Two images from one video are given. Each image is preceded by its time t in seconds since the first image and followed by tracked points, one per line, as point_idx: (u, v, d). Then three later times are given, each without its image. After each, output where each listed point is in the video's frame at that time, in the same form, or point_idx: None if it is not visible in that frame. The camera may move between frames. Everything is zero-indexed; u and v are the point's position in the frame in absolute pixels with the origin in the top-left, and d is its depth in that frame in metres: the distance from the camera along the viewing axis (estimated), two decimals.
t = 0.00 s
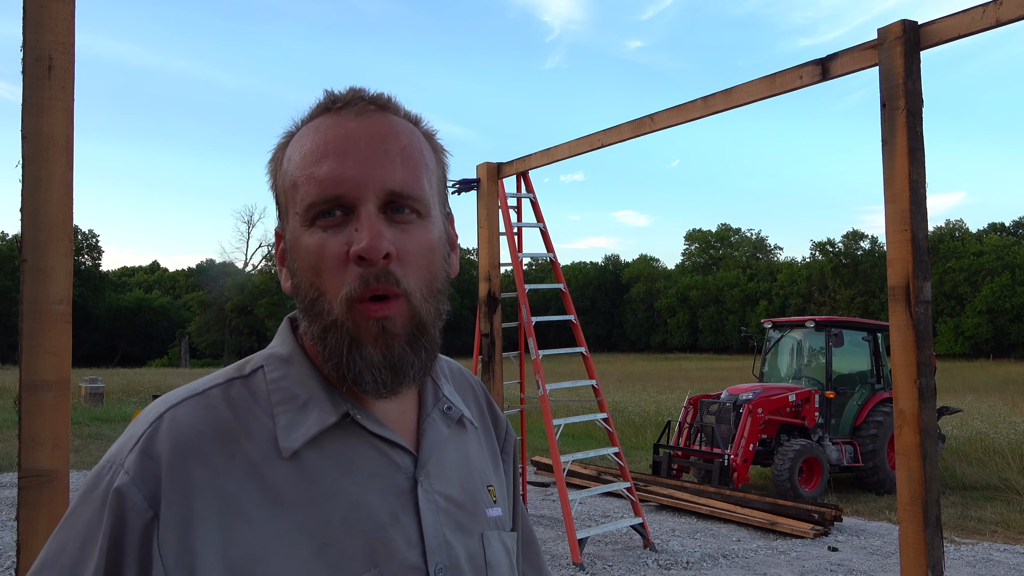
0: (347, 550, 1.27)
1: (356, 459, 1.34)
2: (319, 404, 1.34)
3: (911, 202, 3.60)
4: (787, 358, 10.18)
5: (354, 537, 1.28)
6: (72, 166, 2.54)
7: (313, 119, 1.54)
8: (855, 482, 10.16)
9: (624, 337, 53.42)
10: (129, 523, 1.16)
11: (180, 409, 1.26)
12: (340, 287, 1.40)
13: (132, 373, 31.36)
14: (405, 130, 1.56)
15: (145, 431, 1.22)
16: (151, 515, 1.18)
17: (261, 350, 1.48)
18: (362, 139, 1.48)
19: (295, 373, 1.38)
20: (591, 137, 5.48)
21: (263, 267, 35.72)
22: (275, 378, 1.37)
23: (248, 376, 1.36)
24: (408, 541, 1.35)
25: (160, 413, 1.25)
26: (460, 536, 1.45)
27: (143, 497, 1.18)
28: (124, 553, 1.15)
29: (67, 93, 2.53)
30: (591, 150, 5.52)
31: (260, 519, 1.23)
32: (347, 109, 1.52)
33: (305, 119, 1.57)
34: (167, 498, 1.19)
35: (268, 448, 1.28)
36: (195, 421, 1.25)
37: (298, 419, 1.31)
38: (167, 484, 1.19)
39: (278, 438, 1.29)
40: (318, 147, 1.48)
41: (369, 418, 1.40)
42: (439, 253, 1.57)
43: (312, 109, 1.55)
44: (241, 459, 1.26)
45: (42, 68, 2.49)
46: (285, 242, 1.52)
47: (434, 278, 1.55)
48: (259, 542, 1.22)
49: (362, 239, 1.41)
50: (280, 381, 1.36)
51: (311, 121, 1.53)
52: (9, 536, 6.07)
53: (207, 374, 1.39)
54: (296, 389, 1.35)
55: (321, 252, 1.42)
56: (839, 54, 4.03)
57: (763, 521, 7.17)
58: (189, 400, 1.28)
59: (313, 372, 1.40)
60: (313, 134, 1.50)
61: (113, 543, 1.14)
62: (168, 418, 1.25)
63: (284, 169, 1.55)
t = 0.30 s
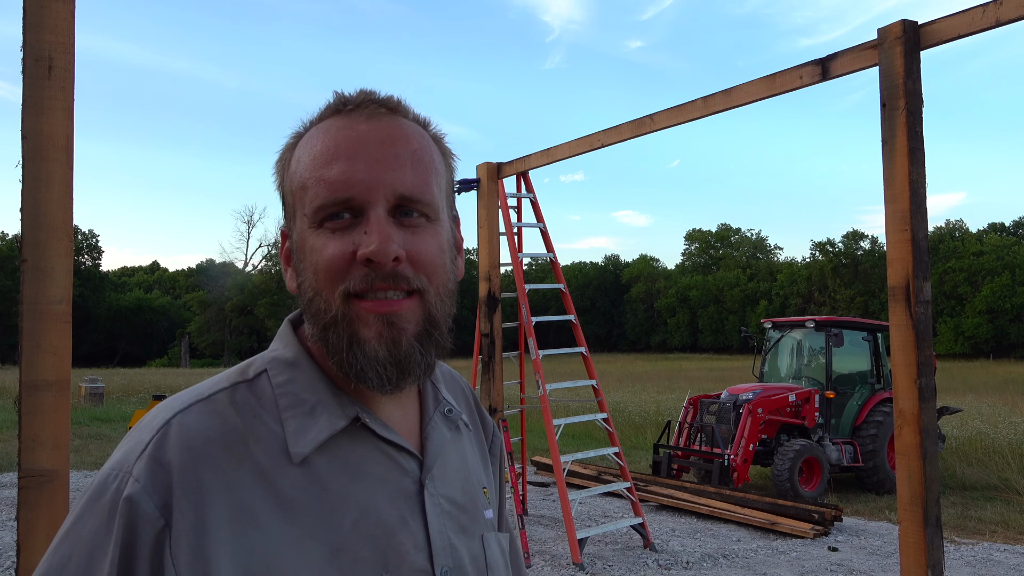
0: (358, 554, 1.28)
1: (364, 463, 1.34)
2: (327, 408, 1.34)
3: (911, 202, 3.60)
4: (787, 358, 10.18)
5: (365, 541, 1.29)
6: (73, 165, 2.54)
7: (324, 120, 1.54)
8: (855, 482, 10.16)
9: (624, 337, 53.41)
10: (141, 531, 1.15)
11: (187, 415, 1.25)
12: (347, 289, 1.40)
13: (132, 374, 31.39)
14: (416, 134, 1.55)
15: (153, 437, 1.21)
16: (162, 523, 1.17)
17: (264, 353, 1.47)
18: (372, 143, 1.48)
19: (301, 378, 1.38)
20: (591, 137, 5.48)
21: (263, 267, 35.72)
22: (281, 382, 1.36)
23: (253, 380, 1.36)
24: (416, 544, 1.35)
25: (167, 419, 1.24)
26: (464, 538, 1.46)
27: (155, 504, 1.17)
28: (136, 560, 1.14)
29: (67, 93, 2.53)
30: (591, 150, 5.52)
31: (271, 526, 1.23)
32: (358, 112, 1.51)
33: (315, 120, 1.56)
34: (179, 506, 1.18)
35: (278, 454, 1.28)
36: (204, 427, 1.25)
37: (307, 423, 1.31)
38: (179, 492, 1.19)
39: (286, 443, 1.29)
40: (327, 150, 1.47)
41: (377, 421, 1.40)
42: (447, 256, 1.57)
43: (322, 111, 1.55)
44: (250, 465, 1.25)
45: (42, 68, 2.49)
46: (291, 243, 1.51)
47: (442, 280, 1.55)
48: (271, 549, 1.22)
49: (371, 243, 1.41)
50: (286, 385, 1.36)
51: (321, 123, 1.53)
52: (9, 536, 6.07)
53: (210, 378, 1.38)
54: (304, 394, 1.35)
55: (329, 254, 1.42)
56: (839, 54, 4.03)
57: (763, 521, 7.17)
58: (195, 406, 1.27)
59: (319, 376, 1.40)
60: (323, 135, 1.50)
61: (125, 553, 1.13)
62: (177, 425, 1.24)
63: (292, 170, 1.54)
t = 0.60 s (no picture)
0: (356, 554, 1.28)
1: (362, 462, 1.34)
2: (326, 406, 1.34)
3: (911, 202, 3.60)
4: (787, 358, 10.18)
5: (362, 541, 1.29)
6: (72, 165, 2.54)
7: (317, 114, 1.54)
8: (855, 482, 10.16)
9: (624, 337, 53.41)
10: (136, 531, 1.15)
11: (184, 414, 1.25)
12: (346, 279, 1.40)
13: (133, 374, 31.42)
14: (410, 126, 1.56)
15: (149, 437, 1.21)
16: (158, 522, 1.17)
17: (261, 351, 1.46)
18: (368, 133, 1.49)
19: (299, 375, 1.38)
20: (591, 137, 5.48)
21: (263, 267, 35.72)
22: (279, 380, 1.36)
23: (250, 379, 1.35)
24: (415, 544, 1.35)
25: (164, 418, 1.24)
26: (463, 538, 1.46)
27: (150, 504, 1.17)
28: (132, 560, 1.14)
29: (67, 93, 2.53)
30: (591, 150, 5.52)
31: (268, 526, 1.23)
32: (352, 104, 1.52)
33: (309, 116, 1.56)
34: (175, 506, 1.18)
35: (276, 453, 1.28)
36: (201, 426, 1.25)
37: (305, 421, 1.31)
38: (176, 491, 1.19)
39: (284, 442, 1.29)
40: (323, 141, 1.48)
41: (375, 420, 1.40)
42: (445, 247, 1.57)
43: (316, 106, 1.55)
44: (248, 464, 1.25)
45: (42, 68, 2.49)
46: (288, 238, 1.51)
47: (441, 269, 1.55)
48: (268, 548, 1.22)
49: (370, 230, 1.41)
50: (284, 383, 1.36)
51: (315, 118, 1.53)
52: (9, 536, 6.07)
53: (207, 377, 1.38)
54: (302, 391, 1.35)
55: (327, 244, 1.41)
56: (839, 54, 4.03)
57: (763, 521, 7.17)
58: (192, 405, 1.27)
59: (317, 373, 1.40)
60: (318, 128, 1.50)
61: (120, 552, 1.13)
62: (173, 424, 1.24)
63: (287, 166, 1.54)
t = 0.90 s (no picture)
0: (342, 557, 1.27)
1: (350, 465, 1.34)
2: (314, 407, 1.34)
3: (911, 202, 3.60)
4: (787, 358, 10.18)
5: (349, 544, 1.28)
6: (73, 165, 2.54)
7: (309, 114, 1.54)
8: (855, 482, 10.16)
9: (624, 337, 53.41)
10: (119, 530, 1.16)
11: (171, 414, 1.26)
12: (333, 281, 1.40)
13: (132, 373, 31.43)
14: (401, 125, 1.56)
15: (136, 437, 1.22)
16: (142, 523, 1.18)
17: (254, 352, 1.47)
18: (356, 133, 1.49)
19: (290, 377, 1.38)
20: (591, 137, 5.48)
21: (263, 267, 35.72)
22: (269, 381, 1.37)
23: (241, 379, 1.36)
24: (404, 547, 1.34)
25: (151, 419, 1.25)
26: (457, 542, 1.45)
27: (134, 504, 1.18)
28: (114, 559, 1.15)
29: (67, 93, 2.53)
30: (591, 150, 5.53)
31: (253, 527, 1.23)
32: (343, 103, 1.52)
33: (301, 115, 1.56)
34: (158, 507, 1.19)
35: (262, 454, 1.28)
36: (187, 427, 1.26)
37: (293, 423, 1.32)
38: (159, 492, 1.19)
39: (271, 443, 1.29)
40: (311, 141, 1.48)
41: (365, 421, 1.40)
42: (437, 248, 1.57)
43: (307, 105, 1.56)
44: (234, 465, 1.26)
45: (42, 68, 2.49)
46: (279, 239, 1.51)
47: (433, 271, 1.55)
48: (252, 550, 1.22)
49: (356, 233, 1.41)
50: (274, 384, 1.36)
51: (305, 117, 1.54)
52: (9, 536, 6.07)
53: (200, 378, 1.39)
54: (291, 393, 1.35)
55: (315, 245, 1.42)
56: (839, 54, 4.03)
57: (763, 521, 7.17)
58: (180, 405, 1.28)
59: (308, 373, 1.40)
60: (308, 129, 1.50)
61: (103, 551, 1.14)
62: (160, 424, 1.25)
63: (278, 166, 1.54)
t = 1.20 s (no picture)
0: (333, 561, 1.27)
1: (343, 468, 1.34)
2: (307, 409, 1.34)
3: (911, 202, 3.60)
4: (787, 358, 10.18)
5: (340, 549, 1.28)
6: (73, 165, 2.54)
7: (305, 112, 1.54)
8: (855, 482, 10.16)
9: (624, 337, 53.41)
10: (110, 531, 1.16)
11: (165, 415, 1.26)
12: (328, 283, 1.40)
13: (132, 373, 31.44)
14: (397, 124, 1.55)
15: (129, 438, 1.22)
16: (133, 523, 1.18)
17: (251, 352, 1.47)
18: (351, 132, 1.48)
19: (284, 378, 1.38)
20: (591, 137, 5.48)
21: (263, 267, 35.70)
22: (263, 382, 1.37)
23: (236, 380, 1.36)
24: (397, 552, 1.34)
25: (144, 420, 1.25)
26: (453, 546, 1.45)
27: (124, 506, 1.18)
28: (105, 560, 1.15)
29: (67, 93, 2.53)
30: (591, 150, 5.52)
31: (244, 530, 1.23)
32: (338, 101, 1.52)
33: (297, 113, 1.56)
34: (149, 508, 1.19)
35: (255, 457, 1.28)
36: (180, 428, 1.26)
37: (287, 424, 1.31)
38: (150, 493, 1.20)
39: (264, 445, 1.29)
40: (306, 142, 1.48)
41: (359, 424, 1.40)
42: (433, 249, 1.57)
43: (303, 103, 1.56)
44: (226, 468, 1.26)
45: (42, 68, 2.49)
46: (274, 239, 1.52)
47: (430, 273, 1.55)
48: (243, 554, 1.22)
49: (351, 234, 1.41)
50: (269, 385, 1.36)
51: (300, 115, 1.54)
52: (9, 536, 6.07)
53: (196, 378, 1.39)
54: (285, 394, 1.35)
55: (310, 246, 1.42)
56: (839, 54, 4.03)
57: (763, 521, 7.17)
58: (174, 406, 1.28)
59: (302, 374, 1.40)
60: (303, 128, 1.50)
61: (94, 551, 1.15)
62: (154, 425, 1.25)
63: (274, 166, 1.54)
